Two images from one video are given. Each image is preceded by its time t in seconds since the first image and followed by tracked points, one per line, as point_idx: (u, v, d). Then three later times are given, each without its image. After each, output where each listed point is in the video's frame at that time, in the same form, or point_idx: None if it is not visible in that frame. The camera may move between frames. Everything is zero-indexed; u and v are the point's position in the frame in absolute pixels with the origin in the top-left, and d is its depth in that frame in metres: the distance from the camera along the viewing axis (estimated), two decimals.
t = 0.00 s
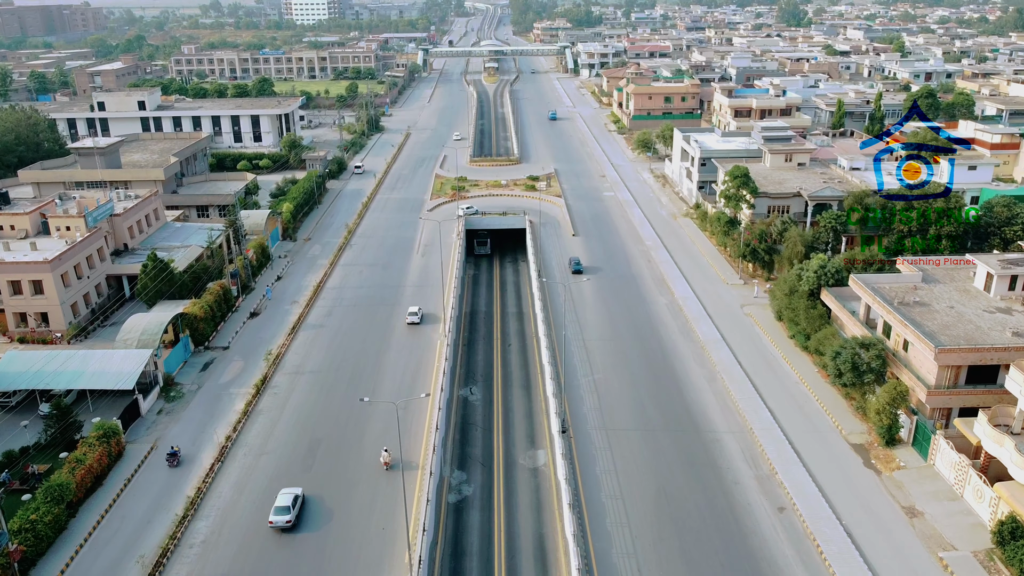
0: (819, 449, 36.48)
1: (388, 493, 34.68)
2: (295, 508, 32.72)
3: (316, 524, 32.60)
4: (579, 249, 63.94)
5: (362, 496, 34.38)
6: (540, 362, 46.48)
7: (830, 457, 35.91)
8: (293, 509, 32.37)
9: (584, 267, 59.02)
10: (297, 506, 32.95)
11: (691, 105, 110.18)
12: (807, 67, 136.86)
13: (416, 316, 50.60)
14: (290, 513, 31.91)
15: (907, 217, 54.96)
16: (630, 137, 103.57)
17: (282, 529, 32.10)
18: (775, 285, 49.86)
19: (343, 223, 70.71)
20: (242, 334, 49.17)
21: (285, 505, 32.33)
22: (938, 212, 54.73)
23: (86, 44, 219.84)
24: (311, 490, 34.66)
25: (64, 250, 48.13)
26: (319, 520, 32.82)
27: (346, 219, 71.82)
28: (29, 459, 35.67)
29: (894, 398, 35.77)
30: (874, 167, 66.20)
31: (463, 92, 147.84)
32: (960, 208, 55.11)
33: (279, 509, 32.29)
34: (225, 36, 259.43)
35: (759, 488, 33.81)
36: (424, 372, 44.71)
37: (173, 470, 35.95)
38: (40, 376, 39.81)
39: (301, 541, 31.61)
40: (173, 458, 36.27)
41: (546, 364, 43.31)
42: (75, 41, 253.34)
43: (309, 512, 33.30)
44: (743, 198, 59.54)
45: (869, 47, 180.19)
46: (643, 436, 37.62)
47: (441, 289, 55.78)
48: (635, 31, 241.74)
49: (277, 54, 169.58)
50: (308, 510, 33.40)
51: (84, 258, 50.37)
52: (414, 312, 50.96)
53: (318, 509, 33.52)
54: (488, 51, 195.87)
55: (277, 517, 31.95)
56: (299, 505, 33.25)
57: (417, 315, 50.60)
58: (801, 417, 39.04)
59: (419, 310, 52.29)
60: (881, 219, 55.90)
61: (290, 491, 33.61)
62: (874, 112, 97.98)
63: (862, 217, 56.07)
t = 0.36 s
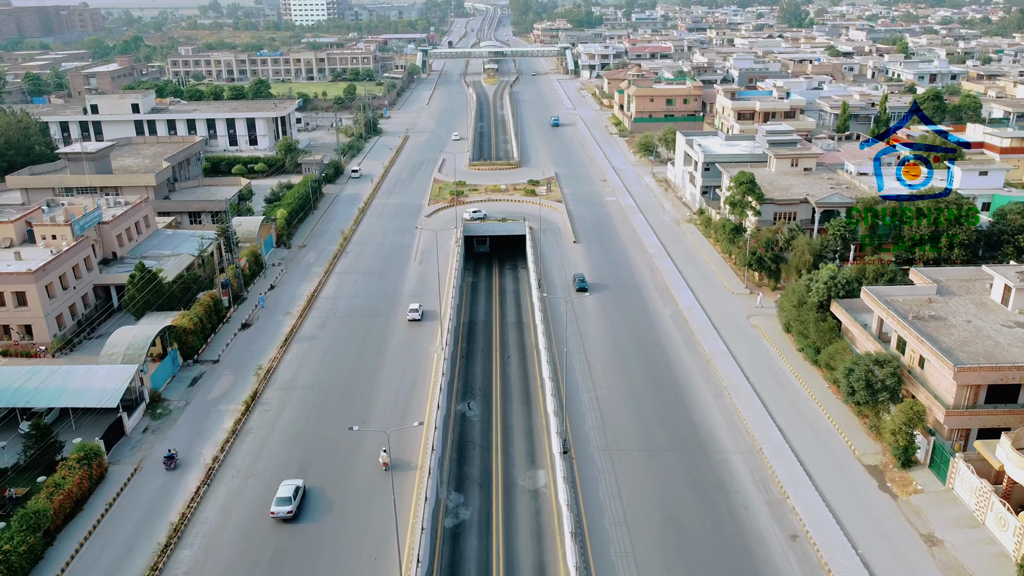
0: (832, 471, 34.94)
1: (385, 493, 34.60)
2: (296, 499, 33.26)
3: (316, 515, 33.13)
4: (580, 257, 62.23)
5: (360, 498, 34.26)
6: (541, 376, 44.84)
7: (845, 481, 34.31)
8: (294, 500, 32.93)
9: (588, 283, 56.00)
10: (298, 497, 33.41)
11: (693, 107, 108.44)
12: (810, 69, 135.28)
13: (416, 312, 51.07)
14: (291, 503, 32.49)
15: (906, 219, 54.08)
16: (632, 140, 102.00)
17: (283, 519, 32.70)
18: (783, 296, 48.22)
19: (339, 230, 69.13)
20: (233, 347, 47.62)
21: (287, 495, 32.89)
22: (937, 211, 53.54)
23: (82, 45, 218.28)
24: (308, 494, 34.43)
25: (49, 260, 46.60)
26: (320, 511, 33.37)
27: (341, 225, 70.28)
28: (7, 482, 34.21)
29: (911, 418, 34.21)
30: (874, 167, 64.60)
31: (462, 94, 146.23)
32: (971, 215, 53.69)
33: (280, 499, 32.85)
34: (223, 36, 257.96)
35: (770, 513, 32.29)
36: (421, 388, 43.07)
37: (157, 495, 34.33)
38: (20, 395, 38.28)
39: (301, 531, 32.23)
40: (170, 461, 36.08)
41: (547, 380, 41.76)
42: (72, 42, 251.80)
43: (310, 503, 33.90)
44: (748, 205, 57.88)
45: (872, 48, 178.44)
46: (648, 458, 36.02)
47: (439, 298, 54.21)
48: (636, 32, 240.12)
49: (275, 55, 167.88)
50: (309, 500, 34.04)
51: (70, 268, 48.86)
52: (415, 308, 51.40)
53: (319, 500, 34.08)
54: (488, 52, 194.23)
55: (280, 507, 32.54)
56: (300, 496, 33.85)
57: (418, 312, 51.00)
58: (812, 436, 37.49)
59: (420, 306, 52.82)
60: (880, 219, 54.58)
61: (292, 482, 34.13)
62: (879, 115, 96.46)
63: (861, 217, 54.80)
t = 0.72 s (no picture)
0: (846, 495, 33.37)
1: (384, 495, 34.49)
2: (297, 490, 33.86)
3: (317, 506, 33.73)
4: (581, 264, 60.65)
5: (356, 496, 34.36)
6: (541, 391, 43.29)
7: (858, 505, 32.77)
8: (295, 492, 33.51)
9: (594, 303, 52.47)
10: (299, 488, 34.00)
11: (695, 110, 106.92)
12: (813, 70, 133.84)
13: (416, 310, 51.61)
14: (292, 495, 33.00)
15: (906, 220, 52.79)
16: (633, 144, 100.56)
17: (285, 511, 33.19)
18: (791, 307, 46.61)
19: (335, 236, 67.65)
20: (223, 361, 46.05)
21: (289, 487, 33.42)
22: (937, 212, 52.45)
23: (79, 46, 217.05)
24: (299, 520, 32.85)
25: (33, 271, 45.05)
26: (319, 502, 33.97)
27: (337, 232, 68.77)
28: None
29: (928, 440, 32.65)
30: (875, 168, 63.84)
31: (461, 96, 144.79)
32: (985, 222, 52.00)
33: (281, 491, 33.37)
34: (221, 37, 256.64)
35: (783, 541, 30.73)
36: (417, 404, 41.59)
37: (138, 521, 32.72)
38: None
39: (303, 520, 32.87)
40: (165, 466, 35.74)
41: (548, 397, 40.17)
42: (68, 44, 250.56)
43: (311, 496, 34.46)
44: (755, 212, 56.22)
45: (875, 49, 176.95)
46: (653, 481, 34.46)
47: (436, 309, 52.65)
48: (637, 33, 238.68)
49: (272, 56, 166.39)
50: (310, 492, 34.63)
51: (56, 279, 47.37)
52: (416, 306, 51.95)
53: (320, 492, 34.63)
54: (487, 53, 192.87)
55: (281, 498, 33.03)
56: (301, 488, 34.44)
57: (418, 309, 51.54)
58: (824, 457, 35.92)
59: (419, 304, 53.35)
60: (882, 218, 52.99)
61: (292, 474, 34.69)
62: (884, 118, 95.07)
63: (862, 216, 53.62)
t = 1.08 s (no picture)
0: (861, 521, 31.78)
1: (383, 493, 34.54)
2: (298, 482, 34.54)
3: (316, 497, 34.29)
4: (582, 272, 59.11)
5: (354, 494, 34.47)
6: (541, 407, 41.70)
7: (874, 531, 31.21)
8: (295, 483, 34.13)
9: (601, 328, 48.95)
10: (300, 480, 34.68)
11: (697, 112, 105.44)
12: (816, 72, 132.26)
13: (416, 306, 51.96)
14: (293, 486, 33.66)
15: (906, 220, 51.97)
16: (635, 147, 99.06)
17: (286, 501, 33.81)
18: (800, 319, 44.93)
19: (330, 243, 66.13)
20: (212, 375, 44.53)
21: (289, 479, 34.07)
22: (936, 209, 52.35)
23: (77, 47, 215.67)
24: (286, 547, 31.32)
25: (17, 282, 43.48)
26: (319, 492, 34.52)
27: (333, 238, 67.28)
28: None
29: (947, 464, 31.09)
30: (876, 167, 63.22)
31: (461, 97, 143.23)
32: (1000, 230, 50.07)
33: (282, 482, 34.03)
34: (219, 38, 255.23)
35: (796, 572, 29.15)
36: (411, 422, 39.92)
37: (119, 547, 31.27)
38: None
39: (303, 511, 33.45)
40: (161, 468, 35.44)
41: (549, 415, 38.52)
42: (66, 44, 249.12)
43: (312, 486, 35.06)
44: (761, 220, 54.61)
45: (878, 50, 175.36)
46: (659, 507, 32.84)
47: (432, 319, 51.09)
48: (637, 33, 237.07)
49: (270, 57, 164.75)
50: (310, 483, 35.19)
51: (41, 290, 45.81)
52: (416, 302, 52.32)
53: (320, 483, 35.16)
54: (487, 55, 191.21)
55: (281, 489, 33.68)
56: (302, 479, 35.08)
57: (418, 305, 51.90)
58: (837, 480, 34.34)
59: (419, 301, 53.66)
60: (882, 218, 52.50)
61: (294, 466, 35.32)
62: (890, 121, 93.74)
63: (862, 217, 53.33)
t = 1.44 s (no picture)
0: (879, 550, 30.21)
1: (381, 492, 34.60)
2: (298, 474, 35.03)
3: (317, 489, 34.83)
4: (583, 281, 57.64)
5: (353, 491, 34.62)
6: (542, 425, 40.18)
7: (891, 561, 29.67)
8: (296, 475, 34.64)
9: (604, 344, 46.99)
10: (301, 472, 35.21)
11: (700, 115, 103.94)
12: (819, 74, 130.69)
13: (416, 304, 52.46)
14: (294, 477, 34.24)
15: (906, 220, 51.54)
16: (636, 150, 97.53)
17: (287, 493, 34.40)
18: (809, 332, 43.42)
19: (325, 250, 64.60)
20: (200, 391, 42.99)
21: (290, 471, 34.60)
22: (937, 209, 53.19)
23: (75, 48, 214.28)
24: None
25: None
26: (320, 484, 35.07)
27: (328, 245, 65.82)
28: None
29: (968, 492, 29.54)
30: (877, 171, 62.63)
31: (460, 99, 141.61)
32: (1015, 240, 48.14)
33: (284, 474, 34.60)
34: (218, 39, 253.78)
35: None
36: (406, 441, 38.44)
37: None
38: None
39: (305, 500, 34.08)
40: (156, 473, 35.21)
41: (549, 436, 36.89)
42: (63, 45, 247.64)
43: (312, 479, 35.59)
44: (767, 228, 52.94)
45: (881, 52, 173.79)
46: (664, 535, 31.28)
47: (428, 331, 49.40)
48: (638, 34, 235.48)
49: (267, 58, 163.08)
50: (310, 476, 35.74)
51: (24, 301, 44.29)
52: (415, 301, 52.82)
53: (320, 476, 35.70)
54: (487, 56, 189.64)
55: (282, 481, 34.26)
56: (303, 471, 35.57)
57: (417, 304, 52.41)
58: (851, 504, 32.83)
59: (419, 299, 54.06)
60: (882, 218, 51.96)
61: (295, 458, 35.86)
62: (896, 124, 92.19)
63: (861, 217, 52.58)
